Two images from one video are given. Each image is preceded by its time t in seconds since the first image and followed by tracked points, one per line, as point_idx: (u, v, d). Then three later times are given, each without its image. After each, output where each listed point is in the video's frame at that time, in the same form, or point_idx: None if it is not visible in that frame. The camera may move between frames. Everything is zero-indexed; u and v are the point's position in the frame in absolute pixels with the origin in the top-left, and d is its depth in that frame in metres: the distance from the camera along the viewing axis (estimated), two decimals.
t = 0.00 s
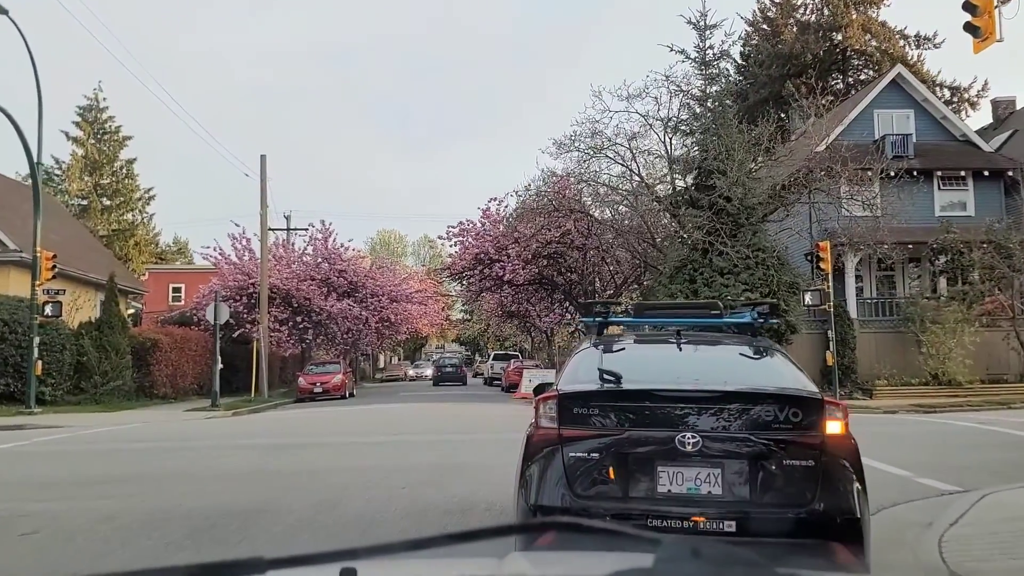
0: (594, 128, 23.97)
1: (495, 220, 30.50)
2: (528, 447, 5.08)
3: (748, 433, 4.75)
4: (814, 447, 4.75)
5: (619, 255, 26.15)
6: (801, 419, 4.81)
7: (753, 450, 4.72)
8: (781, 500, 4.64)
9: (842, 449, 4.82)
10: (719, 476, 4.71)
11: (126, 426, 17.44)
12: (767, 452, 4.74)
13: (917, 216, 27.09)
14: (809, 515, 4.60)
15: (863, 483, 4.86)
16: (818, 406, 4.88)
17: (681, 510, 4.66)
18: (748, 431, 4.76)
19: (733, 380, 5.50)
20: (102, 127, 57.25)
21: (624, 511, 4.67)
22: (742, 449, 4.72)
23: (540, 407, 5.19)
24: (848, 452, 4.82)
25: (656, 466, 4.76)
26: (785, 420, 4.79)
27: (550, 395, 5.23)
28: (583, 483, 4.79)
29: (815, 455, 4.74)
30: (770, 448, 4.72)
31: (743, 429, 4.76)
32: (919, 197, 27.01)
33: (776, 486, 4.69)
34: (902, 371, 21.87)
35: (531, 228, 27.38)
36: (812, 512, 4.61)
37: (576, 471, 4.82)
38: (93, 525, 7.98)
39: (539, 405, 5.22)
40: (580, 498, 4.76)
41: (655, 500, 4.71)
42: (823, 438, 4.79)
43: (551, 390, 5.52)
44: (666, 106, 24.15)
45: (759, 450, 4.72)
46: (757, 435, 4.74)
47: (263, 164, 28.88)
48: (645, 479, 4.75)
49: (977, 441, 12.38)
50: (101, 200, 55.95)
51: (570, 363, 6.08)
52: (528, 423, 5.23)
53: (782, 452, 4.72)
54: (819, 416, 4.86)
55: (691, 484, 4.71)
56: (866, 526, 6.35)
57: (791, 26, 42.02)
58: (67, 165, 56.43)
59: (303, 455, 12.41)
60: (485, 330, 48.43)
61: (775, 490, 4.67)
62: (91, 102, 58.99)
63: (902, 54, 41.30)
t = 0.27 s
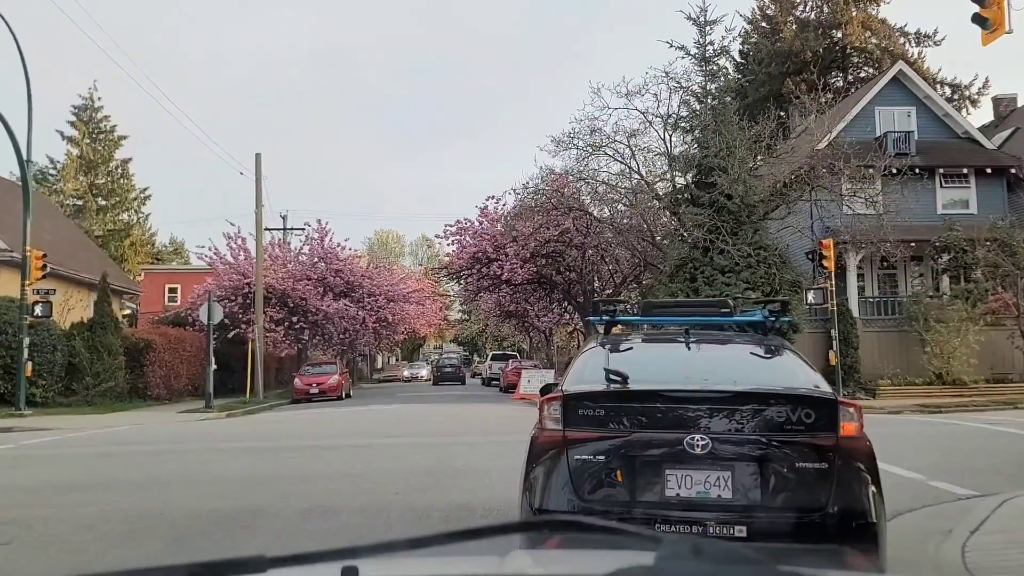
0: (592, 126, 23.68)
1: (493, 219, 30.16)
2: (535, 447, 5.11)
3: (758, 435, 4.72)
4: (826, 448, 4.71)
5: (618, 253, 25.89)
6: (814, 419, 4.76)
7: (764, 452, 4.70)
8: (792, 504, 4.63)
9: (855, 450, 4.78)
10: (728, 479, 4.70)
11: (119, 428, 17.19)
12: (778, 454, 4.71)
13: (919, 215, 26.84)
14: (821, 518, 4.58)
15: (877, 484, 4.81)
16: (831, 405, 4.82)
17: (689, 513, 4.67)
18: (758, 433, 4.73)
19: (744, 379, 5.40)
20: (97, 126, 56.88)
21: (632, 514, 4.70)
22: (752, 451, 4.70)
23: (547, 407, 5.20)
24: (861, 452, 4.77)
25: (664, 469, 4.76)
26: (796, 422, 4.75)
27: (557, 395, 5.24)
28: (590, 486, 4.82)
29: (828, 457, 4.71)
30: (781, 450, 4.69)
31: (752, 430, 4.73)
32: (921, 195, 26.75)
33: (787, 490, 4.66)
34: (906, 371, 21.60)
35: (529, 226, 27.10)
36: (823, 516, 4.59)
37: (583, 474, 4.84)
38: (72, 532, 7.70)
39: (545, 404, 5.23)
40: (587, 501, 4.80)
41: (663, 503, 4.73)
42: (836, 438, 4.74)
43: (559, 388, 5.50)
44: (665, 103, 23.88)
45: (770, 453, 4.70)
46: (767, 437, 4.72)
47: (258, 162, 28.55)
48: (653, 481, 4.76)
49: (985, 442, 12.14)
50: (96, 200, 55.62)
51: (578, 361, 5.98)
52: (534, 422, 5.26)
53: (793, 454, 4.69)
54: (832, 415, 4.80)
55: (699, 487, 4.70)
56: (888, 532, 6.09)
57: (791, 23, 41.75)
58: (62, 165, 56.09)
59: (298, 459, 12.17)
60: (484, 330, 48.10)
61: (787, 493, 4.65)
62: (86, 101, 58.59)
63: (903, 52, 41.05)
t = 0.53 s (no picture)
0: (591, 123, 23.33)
1: (490, 217, 29.83)
2: (539, 451, 5.00)
3: (769, 438, 4.58)
4: (841, 451, 4.56)
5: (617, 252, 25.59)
6: (827, 421, 4.62)
7: (776, 456, 4.55)
8: (806, 509, 4.47)
9: (871, 454, 4.63)
10: (739, 484, 4.55)
11: (109, 431, 16.88)
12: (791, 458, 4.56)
13: (920, 212, 26.56)
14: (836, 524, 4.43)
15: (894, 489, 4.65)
16: (845, 408, 4.69)
17: (699, 518, 4.52)
18: (769, 436, 4.59)
19: (756, 378, 5.21)
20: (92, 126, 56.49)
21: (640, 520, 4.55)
22: (765, 454, 4.55)
23: (551, 409, 5.09)
24: (877, 456, 4.63)
25: (673, 473, 4.62)
26: (809, 425, 4.60)
27: (561, 397, 5.12)
28: (596, 491, 4.69)
29: (842, 462, 4.56)
30: (794, 453, 4.54)
31: (764, 432, 4.60)
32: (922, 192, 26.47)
33: (801, 495, 4.51)
34: (909, 370, 21.31)
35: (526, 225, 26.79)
36: (838, 521, 4.44)
37: (589, 478, 4.71)
38: (50, 542, 7.25)
39: (550, 407, 5.12)
40: (593, 506, 4.67)
41: (672, 508, 4.58)
42: (850, 441, 4.60)
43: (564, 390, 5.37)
44: (665, 100, 23.56)
45: (782, 456, 4.55)
46: (780, 440, 4.58)
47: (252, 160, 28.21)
48: (661, 485, 4.61)
49: (994, 443, 11.87)
50: (91, 200, 55.23)
51: (584, 361, 5.78)
52: (539, 426, 5.14)
53: (806, 458, 4.54)
54: (845, 418, 4.67)
55: (710, 492, 4.55)
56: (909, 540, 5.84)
57: (789, 21, 41.52)
58: (57, 165, 55.71)
59: (292, 461, 11.92)
60: (481, 330, 47.75)
61: (800, 498, 4.50)
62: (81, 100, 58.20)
63: (902, 49, 40.79)
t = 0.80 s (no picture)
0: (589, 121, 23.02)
1: (488, 217, 29.52)
2: (548, 454, 4.95)
3: (781, 442, 4.48)
4: (856, 456, 4.45)
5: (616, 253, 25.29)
6: (842, 425, 4.51)
7: (788, 460, 4.44)
8: (818, 514, 4.37)
9: (886, 457, 4.51)
10: (751, 489, 4.44)
11: (101, 434, 16.60)
12: (805, 462, 4.44)
13: (923, 212, 26.30)
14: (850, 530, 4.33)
15: (909, 492, 4.54)
16: (861, 411, 4.58)
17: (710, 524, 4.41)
18: (780, 440, 4.48)
19: (767, 380, 5.07)
20: (87, 127, 56.08)
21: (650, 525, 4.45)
22: (776, 458, 4.44)
23: (559, 412, 5.02)
24: (894, 461, 4.51)
25: (683, 477, 4.51)
26: (822, 428, 4.49)
27: (568, 400, 5.06)
28: (604, 497, 4.61)
29: (857, 466, 4.44)
30: (808, 458, 4.43)
31: (777, 436, 4.49)
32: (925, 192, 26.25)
33: (813, 501, 4.40)
34: (912, 371, 21.04)
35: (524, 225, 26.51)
36: (852, 526, 4.34)
37: (598, 483, 4.64)
38: (33, 549, 7.03)
39: (558, 411, 5.05)
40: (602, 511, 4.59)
41: (683, 514, 4.47)
42: (865, 445, 4.49)
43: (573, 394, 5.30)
44: (664, 98, 23.27)
45: (796, 461, 4.43)
46: (792, 444, 4.47)
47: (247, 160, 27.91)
48: (670, 490, 4.52)
49: (1002, 446, 11.61)
50: (85, 201, 54.88)
51: (592, 363, 5.70)
52: (548, 429, 5.08)
53: (819, 462, 4.43)
54: (861, 422, 4.56)
55: (721, 497, 4.44)
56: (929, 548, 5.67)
57: (788, 19, 41.46)
58: (51, 165, 55.34)
59: (286, 465, 11.71)
60: (479, 331, 47.42)
61: (812, 502, 4.40)
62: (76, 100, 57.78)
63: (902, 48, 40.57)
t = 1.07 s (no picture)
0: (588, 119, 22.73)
1: (485, 218, 29.21)
2: (555, 458, 4.83)
3: (792, 445, 4.32)
4: (870, 461, 4.28)
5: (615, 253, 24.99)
6: (855, 427, 4.34)
7: (799, 463, 4.28)
8: (832, 518, 4.20)
9: (901, 461, 4.34)
10: (762, 493, 4.28)
11: (93, 437, 16.37)
12: (817, 465, 4.27)
13: (925, 211, 26.05)
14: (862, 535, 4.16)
15: (925, 497, 4.35)
16: (874, 413, 4.41)
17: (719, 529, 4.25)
18: (791, 443, 4.32)
19: (780, 379, 4.90)
20: (82, 127, 55.71)
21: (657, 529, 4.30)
22: (788, 461, 4.28)
23: (567, 416, 4.91)
24: (908, 466, 4.34)
25: (691, 481, 4.36)
26: (835, 431, 4.33)
27: (576, 404, 4.94)
28: (612, 501, 4.48)
29: (870, 470, 4.27)
30: (820, 461, 4.27)
31: (789, 438, 4.33)
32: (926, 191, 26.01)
33: (825, 505, 4.23)
34: (914, 372, 20.80)
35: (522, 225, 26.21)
36: (865, 531, 4.17)
37: (605, 487, 4.51)
38: (17, 555, 6.83)
39: (567, 414, 4.94)
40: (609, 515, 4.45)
41: (691, 518, 4.31)
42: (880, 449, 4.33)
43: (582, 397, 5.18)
44: (663, 96, 22.99)
45: (807, 464, 4.28)
46: (803, 447, 4.31)
47: (241, 159, 27.58)
48: (678, 494, 4.36)
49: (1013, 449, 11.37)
50: (81, 202, 54.52)
51: (602, 366, 5.53)
52: (557, 433, 4.96)
53: (832, 465, 4.26)
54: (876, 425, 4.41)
55: (730, 501, 4.29)
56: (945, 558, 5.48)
57: (787, 19, 41.32)
58: (46, 166, 54.98)
59: (282, 467, 11.56)
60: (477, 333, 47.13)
61: (825, 506, 4.23)
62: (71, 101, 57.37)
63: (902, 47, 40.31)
